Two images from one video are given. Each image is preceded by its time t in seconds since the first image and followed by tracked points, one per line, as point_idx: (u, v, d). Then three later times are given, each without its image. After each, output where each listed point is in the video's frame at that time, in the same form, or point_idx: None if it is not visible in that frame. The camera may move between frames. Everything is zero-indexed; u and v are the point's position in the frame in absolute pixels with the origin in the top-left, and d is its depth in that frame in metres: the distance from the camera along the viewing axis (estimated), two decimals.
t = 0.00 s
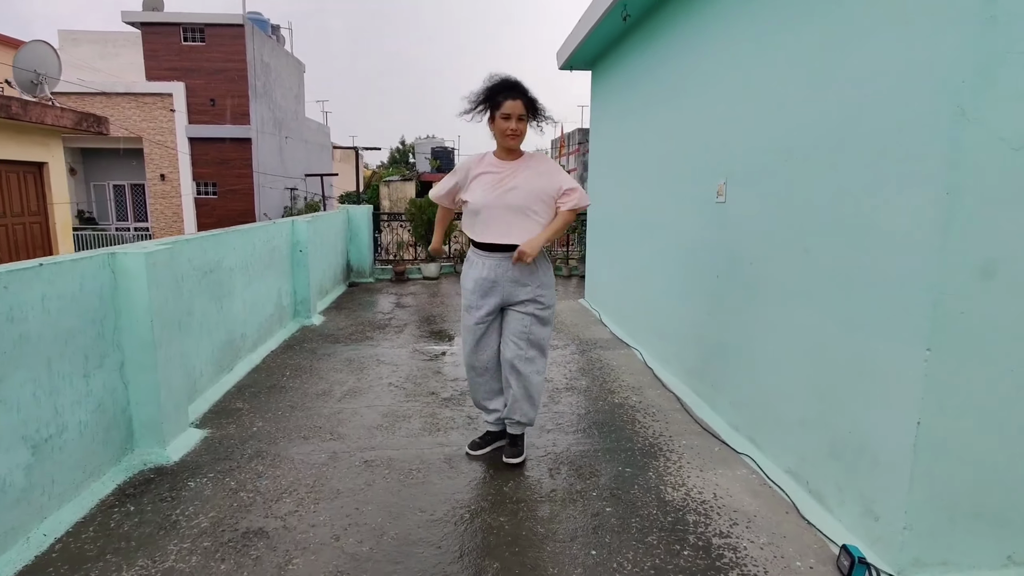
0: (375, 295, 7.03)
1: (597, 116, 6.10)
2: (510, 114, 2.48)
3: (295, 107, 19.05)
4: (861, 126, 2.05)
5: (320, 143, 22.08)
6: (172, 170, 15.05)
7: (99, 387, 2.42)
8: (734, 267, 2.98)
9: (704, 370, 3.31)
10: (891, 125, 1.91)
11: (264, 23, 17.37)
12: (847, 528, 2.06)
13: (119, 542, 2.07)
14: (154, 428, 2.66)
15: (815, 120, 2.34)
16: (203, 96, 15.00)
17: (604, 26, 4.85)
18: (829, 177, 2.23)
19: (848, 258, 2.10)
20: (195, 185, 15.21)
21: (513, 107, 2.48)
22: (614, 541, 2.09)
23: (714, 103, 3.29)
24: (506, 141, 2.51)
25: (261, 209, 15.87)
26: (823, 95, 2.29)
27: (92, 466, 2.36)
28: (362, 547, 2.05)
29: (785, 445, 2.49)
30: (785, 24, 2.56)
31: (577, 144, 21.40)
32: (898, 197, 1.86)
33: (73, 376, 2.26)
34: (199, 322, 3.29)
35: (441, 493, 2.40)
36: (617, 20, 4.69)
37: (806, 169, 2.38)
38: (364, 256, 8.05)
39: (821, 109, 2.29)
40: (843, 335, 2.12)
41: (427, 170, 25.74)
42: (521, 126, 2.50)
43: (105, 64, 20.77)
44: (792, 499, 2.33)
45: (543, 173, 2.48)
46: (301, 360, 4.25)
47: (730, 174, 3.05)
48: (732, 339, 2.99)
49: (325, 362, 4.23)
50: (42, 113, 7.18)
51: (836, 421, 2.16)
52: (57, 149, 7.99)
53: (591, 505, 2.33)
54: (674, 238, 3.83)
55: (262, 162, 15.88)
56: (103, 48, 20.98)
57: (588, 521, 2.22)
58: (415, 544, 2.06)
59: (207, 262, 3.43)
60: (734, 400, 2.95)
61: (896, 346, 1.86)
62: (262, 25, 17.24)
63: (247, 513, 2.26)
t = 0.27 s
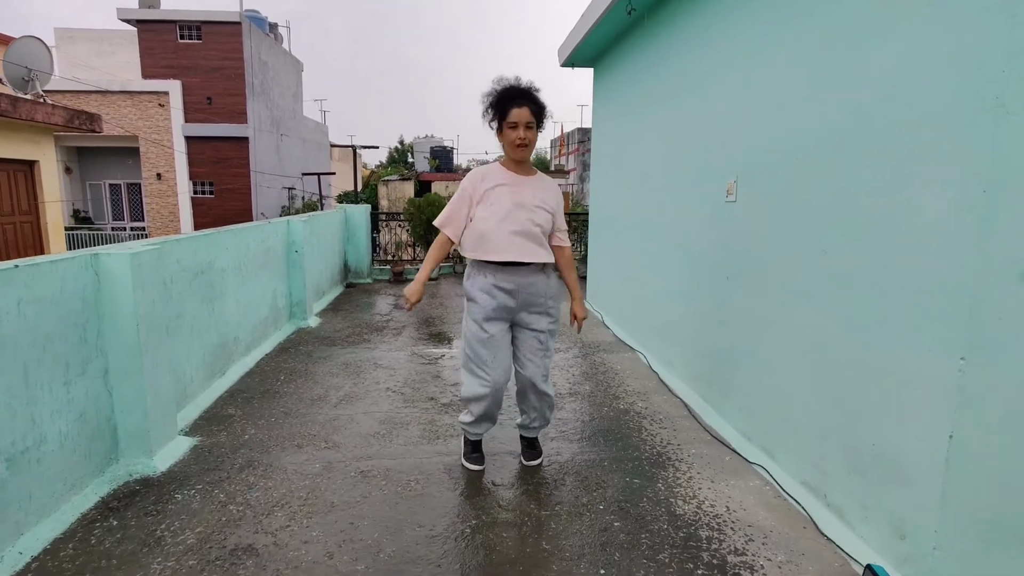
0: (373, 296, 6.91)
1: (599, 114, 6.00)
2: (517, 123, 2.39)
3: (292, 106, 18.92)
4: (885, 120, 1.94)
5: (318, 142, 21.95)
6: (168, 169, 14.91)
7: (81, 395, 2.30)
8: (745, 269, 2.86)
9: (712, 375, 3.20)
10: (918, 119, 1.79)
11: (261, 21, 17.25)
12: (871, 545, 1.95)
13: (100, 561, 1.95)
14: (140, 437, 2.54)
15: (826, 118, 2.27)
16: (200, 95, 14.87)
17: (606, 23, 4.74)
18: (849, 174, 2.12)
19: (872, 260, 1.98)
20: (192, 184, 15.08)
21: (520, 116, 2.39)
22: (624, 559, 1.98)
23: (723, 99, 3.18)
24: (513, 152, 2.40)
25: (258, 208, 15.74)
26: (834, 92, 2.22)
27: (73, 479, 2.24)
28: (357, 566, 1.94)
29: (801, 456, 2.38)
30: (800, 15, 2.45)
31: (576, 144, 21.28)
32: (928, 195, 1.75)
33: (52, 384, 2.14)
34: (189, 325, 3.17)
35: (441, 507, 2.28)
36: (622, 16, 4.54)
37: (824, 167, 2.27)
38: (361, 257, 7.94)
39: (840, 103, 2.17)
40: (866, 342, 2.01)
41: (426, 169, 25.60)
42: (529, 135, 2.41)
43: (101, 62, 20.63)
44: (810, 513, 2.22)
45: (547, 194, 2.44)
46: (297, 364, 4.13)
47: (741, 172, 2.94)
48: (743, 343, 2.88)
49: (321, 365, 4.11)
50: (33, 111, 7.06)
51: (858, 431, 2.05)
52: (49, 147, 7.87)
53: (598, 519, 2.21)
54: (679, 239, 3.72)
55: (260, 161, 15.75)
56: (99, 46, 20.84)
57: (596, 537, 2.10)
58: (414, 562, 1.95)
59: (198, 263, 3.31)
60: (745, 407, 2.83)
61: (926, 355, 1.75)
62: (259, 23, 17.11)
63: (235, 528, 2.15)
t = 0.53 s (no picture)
0: (370, 297, 6.82)
1: (599, 114, 5.92)
2: (508, 97, 2.30)
3: (290, 106, 18.83)
4: (903, 117, 1.86)
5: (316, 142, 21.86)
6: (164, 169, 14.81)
7: (63, 402, 2.21)
8: (752, 271, 2.78)
9: (717, 381, 3.12)
10: (939, 116, 1.72)
11: (258, 20, 17.15)
12: (889, 561, 1.87)
13: None
14: (127, 445, 2.45)
15: (832, 115, 2.22)
16: (197, 94, 14.78)
17: (605, 22, 4.65)
18: (864, 174, 2.04)
19: (889, 262, 1.90)
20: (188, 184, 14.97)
21: (510, 90, 2.30)
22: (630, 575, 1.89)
23: (728, 97, 3.10)
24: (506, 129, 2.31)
25: (255, 209, 15.64)
26: (847, 88, 2.14)
27: (55, 490, 2.15)
28: None
29: (813, 465, 2.30)
30: (810, 9, 2.38)
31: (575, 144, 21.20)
32: (951, 195, 1.66)
33: (32, 392, 2.05)
34: (180, 328, 3.08)
35: (439, 518, 2.19)
36: (624, 11, 4.39)
37: (837, 166, 2.19)
38: (358, 257, 7.85)
39: (854, 100, 2.09)
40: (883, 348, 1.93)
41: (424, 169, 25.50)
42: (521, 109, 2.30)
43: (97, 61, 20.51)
44: (823, 526, 2.13)
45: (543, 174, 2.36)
46: (291, 367, 4.04)
47: (747, 171, 2.86)
48: (751, 348, 2.80)
49: (317, 369, 4.02)
50: (24, 109, 6.96)
51: (874, 441, 1.97)
52: (41, 146, 7.78)
53: (603, 532, 2.13)
54: (682, 240, 3.64)
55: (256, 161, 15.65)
56: (95, 45, 20.72)
57: (601, 551, 2.01)
58: None
59: (189, 264, 3.22)
60: (753, 413, 2.75)
61: (949, 362, 1.66)
62: (256, 22, 17.01)
63: (224, 542, 2.05)
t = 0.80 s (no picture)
0: (367, 298, 6.75)
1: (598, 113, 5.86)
2: (494, 77, 2.23)
3: (287, 105, 18.74)
4: (916, 114, 1.80)
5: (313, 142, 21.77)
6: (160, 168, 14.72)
7: (49, 407, 2.14)
8: (757, 273, 2.73)
9: (720, 384, 3.06)
10: (954, 113, 1.66)
11: (255, 19, 17.07)
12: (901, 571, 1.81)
13: None
14: (115, 451, 2.38)
15: (839, 114, 2.17)
16: (193, 93, 14.70)
17: (606, 19, 4.60)
18: (875, 173, 1.98)
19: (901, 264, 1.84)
20: (184, 184, 14.88)
21: (496, 69, 2.23)
22: None
23: (731, 95, 3.04)
24: (497, 108, 2.24)
25: (252, 208, 15.55)
26: (856, 86, 2.09)
27: (40, 497, 2.08)
28: None
29: (820, 471, 2.24)
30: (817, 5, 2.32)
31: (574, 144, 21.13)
32: (969, 194, 1.60)
33: (15, 396, 1.98)
34: (171, 330, 3.01)
35: (435, 527, 2.13)
36: (623, 9, 4.36)
37: (845, 166, 2.14)
38: (355, 258, 7.78)
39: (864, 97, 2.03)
40: (895, 353, 1.87)
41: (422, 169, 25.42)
42: (511, 86, 2.23)
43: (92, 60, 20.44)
44: (831, 534, 2.08)
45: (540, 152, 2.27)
46: (286, 369, 3.97)
47: (752, 171, 2.80)
48: (755, 350, 2.74)
49: (312, 371, 3.96)
50: (16, 107, 6.89)
51: (886, 449, 1.91)
52: (33, 144, 7.71)
53: (605, 540, 2.07)
54: (684, 240, 3.59)
55: (253, 161, 15.56)
56: (91, 43, 20.62)
57: (603, 560, 1.95)
58: None
59: (181, 264, 3.15)
60: (758, 418, 2.69)
61: (966, 368, 1.60)
62: (253, 20, 16.95)
63: (214, 551, 1.99)
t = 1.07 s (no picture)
0: (365, 298, 6.71)
1: (597, 111, 5.82)
2: (488, 91, 2.21)
3: (285, 104, 18.68)
4: (920, 112, 1.77)
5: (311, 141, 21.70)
6: (157, 168, 14.66)
7: (38, 411, 2.09)
8: (758, 273, 2.69)
9: (721, 386, 3.03)
10: (960, 111, 1.63)
11: (253, 17, 17.01)
12: None
13: None
14: (107, 454, 2.33)
15: (841, 112, 2.14)
16: (190, 92, 14.63)
17: (605, 17, 4.56)
18: (878, 173, 1.95)
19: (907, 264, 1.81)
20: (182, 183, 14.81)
21: (490, 83, 2.21)
22: None
23: (731, 94, 3.01)
24: (489, 123, 2.20)
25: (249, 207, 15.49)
26: (858, 83, 2.05)
27: (29, 502, 2.04)
28: None
29: (823, 474, 2.21)
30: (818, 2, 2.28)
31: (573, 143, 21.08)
32: (977, 193, 1.57)
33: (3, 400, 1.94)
34: (165, 331, 2.97)
35: (433, 532, 2.09)
36: (622, 7, 4.32)
37: (847, 166, 2.10)
38: (353, 257, 7.73)
39: (867, 96, 2.00)
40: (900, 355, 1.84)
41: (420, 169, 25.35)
42: (504, 102, 2.21)
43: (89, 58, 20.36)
44: (835, 539, 2.04)
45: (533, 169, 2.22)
46: (283, 370, 3.93)
47: (753, 170, 2.77)
48: (756, 352, 2.70)
49: (308, 372, 3.91)
50: (10, 105, 6.84)
51: (891, 453, 1.87)
52: (27, 142, 7.67)
53: (605, 546, 2.03)
54: (684, 240, 3.55)
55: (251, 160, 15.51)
56: (87, 42, 20.54)
57: (604, 567, 1.92)
58: None
59: (175, 264, 3.11)
60: (760, 421, 2.66)
61: (976, 371, 1.57)
62: (250, 18, 16.89)
63: (207, 558, 1.95)
